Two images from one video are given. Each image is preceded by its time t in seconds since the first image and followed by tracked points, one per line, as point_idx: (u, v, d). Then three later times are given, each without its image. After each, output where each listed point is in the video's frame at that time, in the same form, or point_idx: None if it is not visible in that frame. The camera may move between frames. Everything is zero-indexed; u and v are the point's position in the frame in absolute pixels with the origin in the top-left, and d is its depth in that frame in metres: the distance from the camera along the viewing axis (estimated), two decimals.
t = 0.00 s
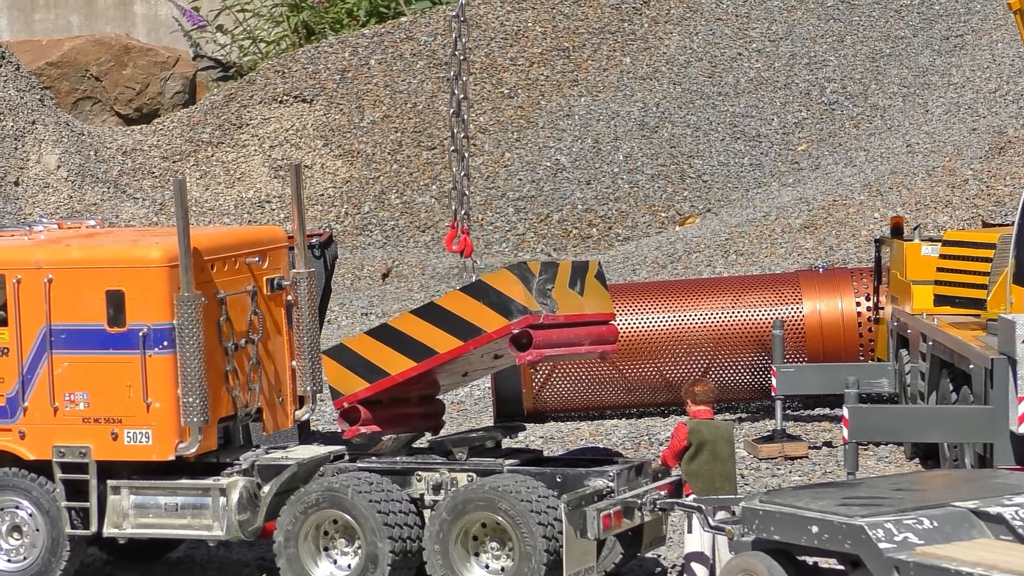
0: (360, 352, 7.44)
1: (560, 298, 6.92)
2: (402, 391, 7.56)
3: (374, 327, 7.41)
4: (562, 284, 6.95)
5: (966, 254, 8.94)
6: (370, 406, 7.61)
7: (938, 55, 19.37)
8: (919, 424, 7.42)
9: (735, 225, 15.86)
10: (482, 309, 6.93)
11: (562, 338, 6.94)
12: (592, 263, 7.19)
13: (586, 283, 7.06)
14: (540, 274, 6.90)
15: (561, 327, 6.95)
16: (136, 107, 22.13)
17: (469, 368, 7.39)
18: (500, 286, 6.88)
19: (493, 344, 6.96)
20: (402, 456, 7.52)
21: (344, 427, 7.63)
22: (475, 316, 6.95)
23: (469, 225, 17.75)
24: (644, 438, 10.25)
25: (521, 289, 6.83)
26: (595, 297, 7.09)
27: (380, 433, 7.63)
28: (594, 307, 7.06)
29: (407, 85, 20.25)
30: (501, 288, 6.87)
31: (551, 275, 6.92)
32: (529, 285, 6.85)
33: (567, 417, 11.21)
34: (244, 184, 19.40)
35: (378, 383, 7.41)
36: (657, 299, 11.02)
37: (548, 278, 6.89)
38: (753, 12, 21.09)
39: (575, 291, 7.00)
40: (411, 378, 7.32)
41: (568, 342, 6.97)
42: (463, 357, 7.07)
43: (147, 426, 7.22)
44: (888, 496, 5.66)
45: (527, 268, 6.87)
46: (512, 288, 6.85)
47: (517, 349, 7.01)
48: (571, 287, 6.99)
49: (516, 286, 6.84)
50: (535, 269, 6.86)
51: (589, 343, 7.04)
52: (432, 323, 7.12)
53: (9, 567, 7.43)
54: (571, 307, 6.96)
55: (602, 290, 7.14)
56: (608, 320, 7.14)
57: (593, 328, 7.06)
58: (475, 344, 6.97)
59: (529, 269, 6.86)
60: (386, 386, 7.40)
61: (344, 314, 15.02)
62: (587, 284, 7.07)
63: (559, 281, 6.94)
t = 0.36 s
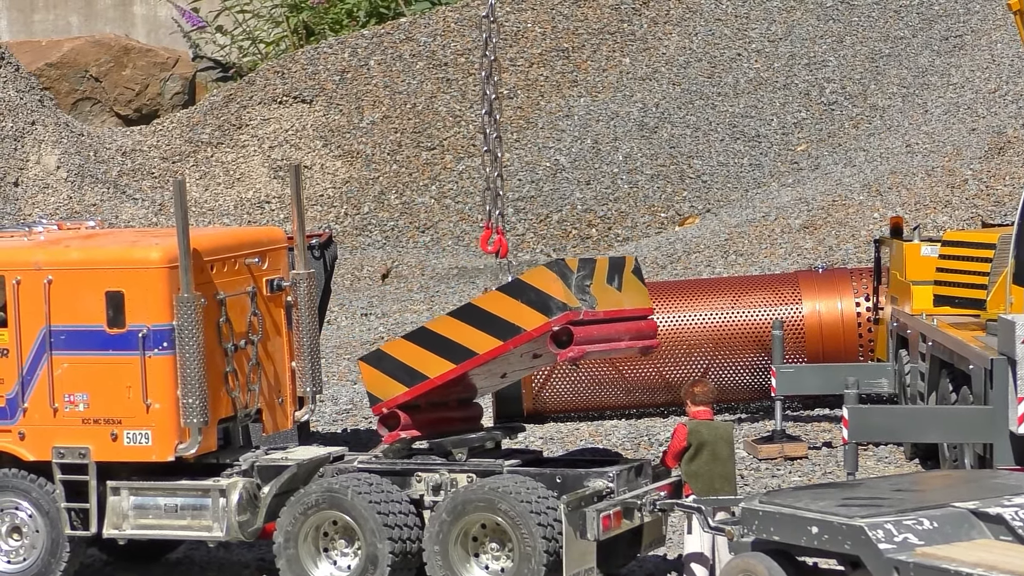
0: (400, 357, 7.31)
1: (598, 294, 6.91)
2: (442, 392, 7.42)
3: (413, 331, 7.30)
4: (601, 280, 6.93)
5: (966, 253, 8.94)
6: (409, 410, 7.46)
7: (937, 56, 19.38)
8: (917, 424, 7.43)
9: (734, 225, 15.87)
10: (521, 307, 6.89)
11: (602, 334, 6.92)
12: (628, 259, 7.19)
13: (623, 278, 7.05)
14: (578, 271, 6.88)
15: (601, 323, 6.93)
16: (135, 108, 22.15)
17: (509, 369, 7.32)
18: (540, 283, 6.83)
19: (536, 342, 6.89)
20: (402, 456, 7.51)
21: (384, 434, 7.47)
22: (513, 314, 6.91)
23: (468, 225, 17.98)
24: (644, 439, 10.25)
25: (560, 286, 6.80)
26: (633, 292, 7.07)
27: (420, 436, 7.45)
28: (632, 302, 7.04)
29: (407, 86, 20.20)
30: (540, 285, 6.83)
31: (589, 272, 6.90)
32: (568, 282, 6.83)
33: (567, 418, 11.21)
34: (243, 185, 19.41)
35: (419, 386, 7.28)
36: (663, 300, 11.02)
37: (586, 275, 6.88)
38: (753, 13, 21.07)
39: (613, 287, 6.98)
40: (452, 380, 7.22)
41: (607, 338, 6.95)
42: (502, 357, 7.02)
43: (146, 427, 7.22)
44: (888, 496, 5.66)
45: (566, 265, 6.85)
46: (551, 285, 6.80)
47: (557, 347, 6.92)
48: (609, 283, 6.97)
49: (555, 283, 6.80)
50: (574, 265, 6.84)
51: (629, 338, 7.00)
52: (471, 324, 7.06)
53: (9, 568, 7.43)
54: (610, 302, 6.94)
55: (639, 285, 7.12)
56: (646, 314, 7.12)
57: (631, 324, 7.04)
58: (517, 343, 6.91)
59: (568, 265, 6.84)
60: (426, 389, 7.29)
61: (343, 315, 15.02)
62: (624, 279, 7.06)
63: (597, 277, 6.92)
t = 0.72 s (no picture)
0: (404, 360, 7.27)
1: (604, 300, 6.96)
2: (446, 396, 7.42)
3: (418, 336, 7.26)
4: (607, 287, 6.97)
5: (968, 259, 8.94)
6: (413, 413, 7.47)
7: (937, 61, 19.40)
8: (918, 428, 7.43)
9: (734, 230, 15.88)
10: (527, 313, 6.91)
11: (609, 340, 6.94)
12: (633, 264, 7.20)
13: (629, 285, 7.07)
14: (584, 277, 6.91)
15: (606, 329, 6.97)
16: (134, 112, 22.16)
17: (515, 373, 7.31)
18: (547, 290, 6.87)
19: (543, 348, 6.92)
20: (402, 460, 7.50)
21: (388, 437, 7.50)
22: (519, 320, 6.93)
23: (468, 229, 17.95)
24: (644, 443, 10.26)
25: (567, 292, 6.85)
26: (639, 298, 7.09)
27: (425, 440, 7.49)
28: (638, 308, 7.07)
29: (406, 90, 20.23)
30: (547, 292, 6.88)
31: (595, 278, 6.94)
32: (574, 288, 6.87)
33: (567, 422, 11.21)
34: (243, 189, 19.41)
35: (424, 390, 7.27)
36: (665, 304, 11.01)
37: (592, 281, 6.92)
38: (752, 17, 21.08)
39: (618, 293, 7.02)
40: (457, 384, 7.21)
41: (613, 344, 6.96)
42: (507, 362, 7.03)
43: (146, 431, 7.22)
44: (889, 501, 5.66)
45: (572, 271, 6.88)
46: (558, 292, 6.85)
47: (563, 353, 6.97)
48: (614, 289, 7.02)
49: (561, 290, 6.85)
50: (580, 271, 6.88)
51: (635, 344, 7.03)
52: (477, 329, 7.05)
53: (9, 572, 7.43)
54: (616, 309, 6.99)
55: (645, 290, 7.12)
56: (651, 320, 7.14)
57: (637, 330, 7.06)
58: (523, 348, 6.91)
59: (574, 272, 6.88)
60: (431, 393, 7.27)
61: (343, 319, 15.03)
62: (630, 285, 7.08)
63: (603, 284, 6.96)
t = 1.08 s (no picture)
0: (371, 363, 7.39)
1: (569, 310, 6.99)
2: (411, 400, 7.54)
3: (385, 339, 7.37)
4: (572, 296, 7.01)
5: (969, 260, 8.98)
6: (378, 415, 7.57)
7: (937, 62, 19.41)
8: (919, 430, 7.42)
9: (735, 231, 15.89)
10: (492, 322, 6.95)
11: (572, 350, 7.02)
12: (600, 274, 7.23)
13: (594, 294, 7.11)
14: (549, 287, 6.95)
15: (570, 339, 7.03)
16: (135, 114, 22.16)
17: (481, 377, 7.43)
18: (512, 299, 6.88)
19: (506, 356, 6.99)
20: (403, 463, 7.51)
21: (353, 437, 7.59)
22: (485, 328, 6.97)
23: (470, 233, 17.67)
24: (644, 444, 10.26)
25: (533, 303, 6.86)
26: (604, 308, 7.14)
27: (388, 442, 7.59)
28: (602, 319, 7.13)
29: (406, 92, 20.25)
30: (513, 301, 6.88)
31: (561, 288, 6.98)
32: (540, 299, 6.89)
33: (567, 424, 11.21)
34: (243, 192, 19.41)
35: (389, 394, 7.38)
36: (661, 305, 11.01)
37: (557, 291, 6.96)
38: (752, 19, 21.09)
39: (584, 303, 7.06)
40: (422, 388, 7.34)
41: (576, 354, 7.04)
42: (471, 369, 7.12)
43: (147, 433, 7.22)
44: (889, 502, 5.66)
45: (538, 282, 6.90)
46: (524, 302, 6.86)
47: (527, 362, 7.04)
48: (580, 299, 7.05)
49: (527, 300, 6.85)
50: (545, 281, 6.91)
51: (598, 354, 7.12)
52: (442, 335, 7.14)
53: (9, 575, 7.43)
54: (581, 319, 7.04)
55: (610, 300, 7.18)
56: (616, 330, 7.21)
57: (600, 340, 7.14)
58: (486, 356, 6.99)
59: (540, 283, 6.90)
60: (396, 396, 7.39)
61: (343, 321, 15.02)
62: (594, 295, 7.13)
63: (568, 294, 7.00)
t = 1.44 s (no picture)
0: (338, 368, 7.34)
1: (529, 320, 6.99)
2: (379, 405, 7.54)
3: (353, 344, 7.30)
4: (532, 306, 7.01)
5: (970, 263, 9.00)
6: (347, 420, 7.58)
7: (938, 65, 19.42)
8: (921, 433, 7.37)
9: (736, 235, 15.89)
10: (451, 330, 6.98)
11: (530, 360, 7.02)
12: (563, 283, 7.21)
13: (556, 305, 7.09)
14: (507, 297, 6.95)
15: (530, 349, 7.03)
16: (136, 118, 22.14)
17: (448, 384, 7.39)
18: (469, 308, 6.93)
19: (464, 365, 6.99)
20: (405, 467, 7.52)
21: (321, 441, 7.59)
22: (444, 337, 7.00)
23: (470, 235, 17.76)
24: (645, 448, 10.26)
25: (490, 312, 6.90)
26: (566, 318, 7.12)
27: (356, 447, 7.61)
28: (564, 328, 7.10)
29: (407, 96, 20.28)
30: (470, 310, 6.93)
31: (521, 298, 6.97)
32: (498, 308, 6.92)
33: (569, 427, 11.21)
34: (244, 196, 19.42)
35: (355, 399, 7.33)
36: (661, 308, 11.00)
37: (517, 301, 6.95)
38: (753, 22, 21.10)
39: (545, 313, 7.05)
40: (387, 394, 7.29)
41: (535, 364, 7.03)
42: (433, 377, 7.11)
43: (148, 436, 7.23)
44: (891, 505, 5.65)
45: (496, 292, 6.92)
46: (481, 311, 6.91)
47: (485, 371, 7.03)
48: (541, 309, 7.04)
49: (484, 309, 6.90)
50: (503, 291, 6.92)
51: (558, 364, 7.08)
52: (406, 343, 7.12)
53: None
54: (541, 329, 7.03)
55: (573, 311, 7.15)
56: (577, 341, 7.17)
57: (561, 349, 7.11)
58: (445, 365, 7.00)
59: (498, 292, 6.92)
60: (363, 402, 7.34)
61: (344, 324, 15.03)
62: (556, 305, 7.10)
63: (528, 304, 6.99)
